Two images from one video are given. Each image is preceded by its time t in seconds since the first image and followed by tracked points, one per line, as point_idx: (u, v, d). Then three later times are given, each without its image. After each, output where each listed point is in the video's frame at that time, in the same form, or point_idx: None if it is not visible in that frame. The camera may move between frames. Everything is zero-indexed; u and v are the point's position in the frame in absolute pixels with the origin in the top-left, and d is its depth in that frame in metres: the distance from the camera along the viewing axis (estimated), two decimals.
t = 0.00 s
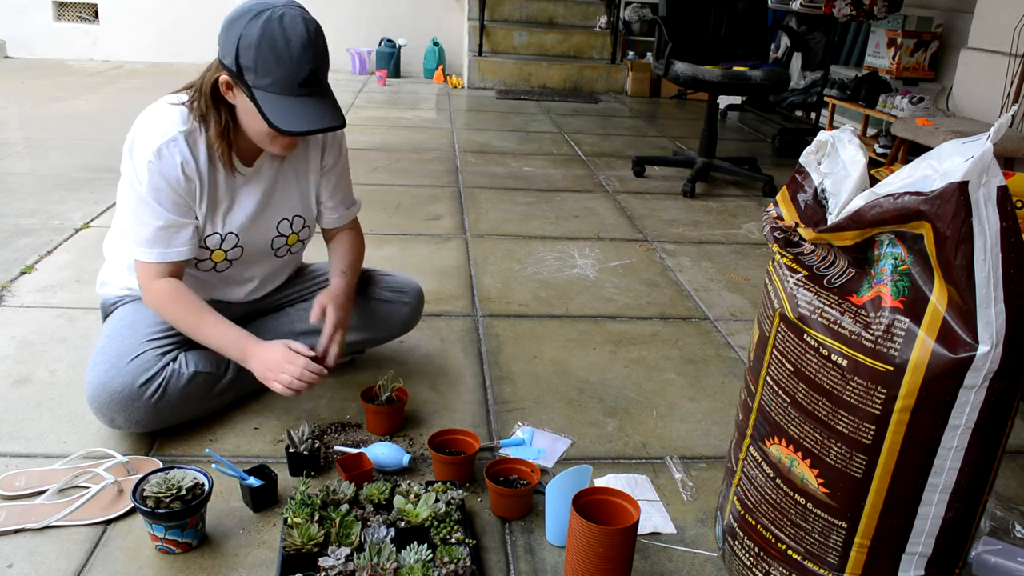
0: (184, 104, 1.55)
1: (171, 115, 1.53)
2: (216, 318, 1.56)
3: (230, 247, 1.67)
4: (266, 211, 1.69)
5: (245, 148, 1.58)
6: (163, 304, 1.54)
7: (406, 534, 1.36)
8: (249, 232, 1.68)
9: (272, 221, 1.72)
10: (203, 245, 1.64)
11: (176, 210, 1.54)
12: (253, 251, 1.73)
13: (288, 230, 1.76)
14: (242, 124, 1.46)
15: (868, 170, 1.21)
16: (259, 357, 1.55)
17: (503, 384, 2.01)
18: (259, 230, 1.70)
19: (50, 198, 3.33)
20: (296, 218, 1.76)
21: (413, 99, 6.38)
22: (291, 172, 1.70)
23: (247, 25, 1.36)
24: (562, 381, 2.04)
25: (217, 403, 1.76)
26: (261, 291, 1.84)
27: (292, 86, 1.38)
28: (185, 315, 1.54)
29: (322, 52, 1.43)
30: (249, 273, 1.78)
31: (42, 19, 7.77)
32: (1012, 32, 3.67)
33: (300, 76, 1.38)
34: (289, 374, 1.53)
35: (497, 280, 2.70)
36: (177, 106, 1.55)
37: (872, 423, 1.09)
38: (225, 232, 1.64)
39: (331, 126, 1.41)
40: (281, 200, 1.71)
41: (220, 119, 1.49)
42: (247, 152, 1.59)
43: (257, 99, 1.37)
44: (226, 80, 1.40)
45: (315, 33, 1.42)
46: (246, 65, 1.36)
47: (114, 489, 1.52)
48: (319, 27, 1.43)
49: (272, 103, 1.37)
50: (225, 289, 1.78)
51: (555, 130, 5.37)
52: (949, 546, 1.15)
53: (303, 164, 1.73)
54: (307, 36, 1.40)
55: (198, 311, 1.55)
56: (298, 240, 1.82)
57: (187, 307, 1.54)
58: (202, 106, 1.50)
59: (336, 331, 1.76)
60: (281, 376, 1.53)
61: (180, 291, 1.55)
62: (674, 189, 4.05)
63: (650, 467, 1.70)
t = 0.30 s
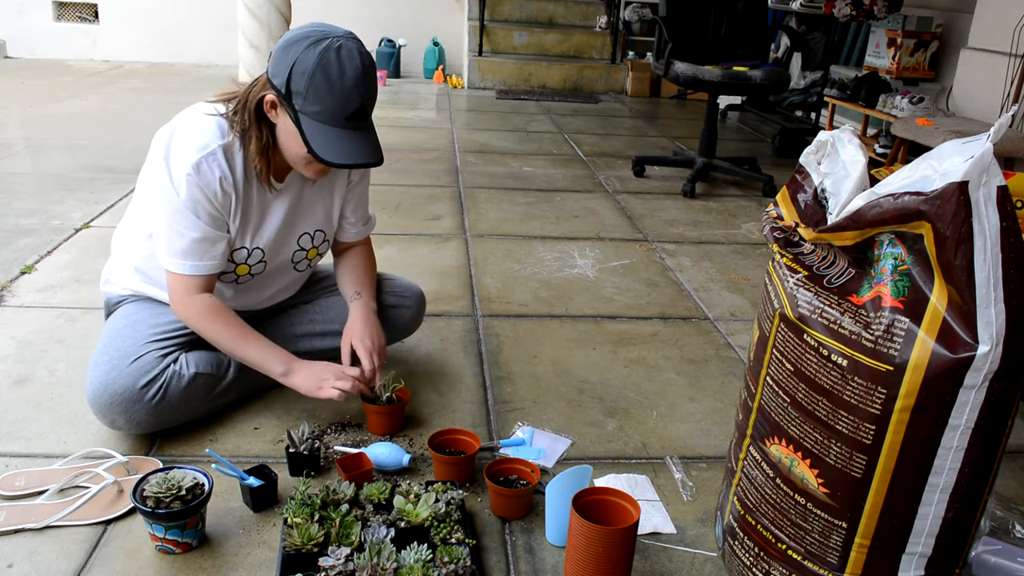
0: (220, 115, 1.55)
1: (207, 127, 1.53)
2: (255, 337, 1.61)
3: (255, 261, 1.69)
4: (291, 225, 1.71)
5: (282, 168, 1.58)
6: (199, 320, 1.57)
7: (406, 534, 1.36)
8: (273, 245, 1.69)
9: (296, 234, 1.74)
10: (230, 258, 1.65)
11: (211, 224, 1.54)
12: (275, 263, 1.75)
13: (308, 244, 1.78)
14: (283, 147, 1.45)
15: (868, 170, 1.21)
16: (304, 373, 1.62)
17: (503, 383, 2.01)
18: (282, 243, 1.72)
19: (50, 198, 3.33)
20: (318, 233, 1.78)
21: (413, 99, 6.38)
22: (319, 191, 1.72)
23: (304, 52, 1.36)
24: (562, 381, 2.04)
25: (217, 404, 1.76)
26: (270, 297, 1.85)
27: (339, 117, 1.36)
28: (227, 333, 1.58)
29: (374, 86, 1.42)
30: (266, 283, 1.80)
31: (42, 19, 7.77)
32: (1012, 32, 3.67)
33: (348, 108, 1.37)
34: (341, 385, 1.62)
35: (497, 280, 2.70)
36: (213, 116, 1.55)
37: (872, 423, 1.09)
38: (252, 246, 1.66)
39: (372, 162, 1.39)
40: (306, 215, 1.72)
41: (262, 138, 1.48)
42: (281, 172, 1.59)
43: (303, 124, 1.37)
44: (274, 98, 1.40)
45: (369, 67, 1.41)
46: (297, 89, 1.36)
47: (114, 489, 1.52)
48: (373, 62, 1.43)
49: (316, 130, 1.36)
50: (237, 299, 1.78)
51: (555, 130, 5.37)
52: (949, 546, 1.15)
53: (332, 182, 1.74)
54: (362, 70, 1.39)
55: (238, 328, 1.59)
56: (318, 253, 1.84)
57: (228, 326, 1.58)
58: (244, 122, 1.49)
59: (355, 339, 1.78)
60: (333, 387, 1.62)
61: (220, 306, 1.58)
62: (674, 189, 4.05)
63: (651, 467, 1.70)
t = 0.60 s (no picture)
0: (218, 122, 1.55)
1: (206, 134, 1.53)
2: (256, 343, 1.62)
3: (255, 267, 1.70)
4: (291, 230, 1.71)
5: (281, 176, 1.58)
6: (201, 327, 1.57)
7: (406, 534, 1.36)
8: (273, 251, 1.70)
9: (296, 239, 1.74)
10: (230, 265, 1.66)
11: (210, 233, 1.54)
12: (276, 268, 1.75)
13: (308, 248, 1.78)
14: (281, 155, 1.45)
15: (868, 170, 1.21)
16: (305, 378, 1.63)
17: (503, 383, 2.01)
18: (282, 249, 1.72)
19: (50, 198, 3.33)
20: (317, 237, 1.77)
21: (413, 99, 6.38)
22: (320, 196, 1.72)
23: (302, 63, 1.36)
24: (562, 381, 2.04)
25: (217, 404, 1.76)
26: (273, 298, 1.85)
27: (336, 129, 1.37)
28: (228, 340, 1.58)
29: (372, 96, 1.42)
30: (266, 287, 1.79)
31: (42, 19, 7.77)
32: (1012, 32, 3.67)
33: (345, 119, 1.37)
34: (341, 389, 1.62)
35: (497, 280, 2.70)
36: (212, 123, 1.55)
37: (872, 423, 1.09)
38: (252, 253, 1.66)
39: (367, 173, 1.40)
40: (306, 220, 1.72)
41: (260, 146, 1.48)
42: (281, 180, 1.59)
43: (300, 135, 1.37)
44: (270, 107, 1.40)
45: (367, 76, 1.41)
46: (294, 100, 1.36)
47: (114, 489, 1.52)
48: (371, 71, 1.42)
49: (312, 142, 1.37)
50: (237, 302, 1.78)
51: (555, 130, 5.37)
52: (949, 546, 1.15)
53: (331, 187, 1.73)
54: (360, 80, 1.39)
55: (239, 334, 1.60)
56: (318, 256, 1.84)
57: (229, 333, 1.59)
58: (243, 129, 1.48)
59: (366, 341, 1.78)
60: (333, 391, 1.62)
61: (221, 313, 1.59)
62: (674, 189, 4.05)
63: (650, 467, 1.70)
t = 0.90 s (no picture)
0: (218, 118, 1.55)
1: (205, 131, 1.53)
2: (258, 340, 1.62)
3: (255, 264, 1.70)
4: (290, 226, 1.71)
5: (280, 171, 1.58)
6: (204, 325, 1.57)
7: (406, 534, 1.36)
8: (272, 247, 1.70)
9: (296, 235, 1.74)
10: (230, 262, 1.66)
11: (211, 229, 1.54)
12: (275, 265, 1.75)
13: (307, 244, 1.78)
14: (279, 151, 1.45)
15: (868, 170, 1.21)
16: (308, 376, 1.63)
17: (503, 383, 2.01)
18: (281, 245, 1.72)
19: (50, 198, 3.33)
20: (316, 233, 1.77)
21: (413, 99, 6.38)
22: (318, 191, 1.72)
23: (303, 60, 1.36)
24: (562, 381, 2.04)
25: (217, 404, 1.76)
26: (273, 298, 1.85)
27: (335, 127, 1.37)
28: (232, 338, 1.58)
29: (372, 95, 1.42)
30: (265, 285, 1.79)
31: (42, 19, 7.77)
32: (1012, 32, 3.67)
33: (345, 118, 1.37)
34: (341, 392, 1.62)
35: (497, 280, 2.70)
36: (212, 120, 1.54)
37: (872, 423, 1.09)
38: (252, 249, 1.66)
39: (366, 172, 1.41)
40: (304, 216, 1.73)
41: (258, 142, 1.48)
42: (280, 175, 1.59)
43: (298, 132, 1.37)
44: (270, 102, 1.40)
45: (368, 75, 1.41)
46: (294, 96, 1.36)
47: (114, 489, 1.52)
48: (372, 69, 1.43)
49: (311, 139, 1.36)
50: (237, 301, 1.77)
51: (555, 130, 5.37)
52: (949, 546, 1.15)
53: (329, 183, 1.73)
54: (361, 79, 1.39)
55: (242, 331, 1.60)
56: (317, 253, 1.84)
57: (233, 330, 1.59)
58: (242, 124, 1.47)
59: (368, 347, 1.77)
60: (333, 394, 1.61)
61: (225, 311, 1.59)
62: (674, 189, 4.05)
63: (650, 467, 1.70)
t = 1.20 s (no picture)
0: (220, 119, 1.55)
1: (208, 131, 1.53)
2: (263, 339, 1.62)
3: (255, 266, 1.70)
4: (292, 228, 1.71)
5: (282, 173, 1.58)
6: (208, 324, 1.57)
7: (406, 534, 1.36)
8: (274, 249, 1.70)
9: (297, 236, 1.74)
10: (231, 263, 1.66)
11: (214, 230, 1.54)
12: (276, 267, 1.75)
13: (308, 247, 1.78)
14: (281, 153, 1.45)
15: (868, 170, 1.21)
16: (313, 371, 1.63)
17: (503, 383, 2.01)
18: (282, 247, 1.72)
19: (50, 198, 3.33)
20: (317, 236, 1.78)
21: (413, 99, 6.38)
22: (319, 194, 1.72)
23: (305, 62, 1.36)
24: (562, 381, 2.04)
25: (217, 404, 1.76)
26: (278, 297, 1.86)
27: (337, 130, 1.37)
28: (235, 335, 1.58)
29: (374, 97, 1.42)
30: (263, 288, 1.79)
31: (42, 19, 7.77)
32: (1012, 32, 3.67)
33: (347, 120, 1.37)
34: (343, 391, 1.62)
35: (497, 280, 2.70)
36: (213, 121, 1.55)
37: (872, 423, 1.09)
38: (253, 251, 1.66)
39: (368, 175, 1.41)
40: (305, 218, 1.73)
41: (260, 142, 1.48)
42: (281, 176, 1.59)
43: (301, 134, 1.37)
44: (272, 104, 1.40)
45: (370, 78, 1.41)
46: (296, 99, 1.36)
47: (114, 489, 1.52)
48: (374, 71, 1.43)
49: (313, 141, 1.36)
50: (238, 302, 1.77)
51: (555, 130, 5.37)
52: (949, 546, 1.15)
53: (331, 186, 1.73)
54: (363, 82, 1.39)
55: (246, 329, 1.60)
56: (317, 256, 1.84)
57: (236, 328, 1.59)
58: (244, 126, 1.48)
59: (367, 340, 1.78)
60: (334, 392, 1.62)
61: (228, 310, 1.59)
62: (674, 189, 4.05)
63: (650, 467, 1.70)
